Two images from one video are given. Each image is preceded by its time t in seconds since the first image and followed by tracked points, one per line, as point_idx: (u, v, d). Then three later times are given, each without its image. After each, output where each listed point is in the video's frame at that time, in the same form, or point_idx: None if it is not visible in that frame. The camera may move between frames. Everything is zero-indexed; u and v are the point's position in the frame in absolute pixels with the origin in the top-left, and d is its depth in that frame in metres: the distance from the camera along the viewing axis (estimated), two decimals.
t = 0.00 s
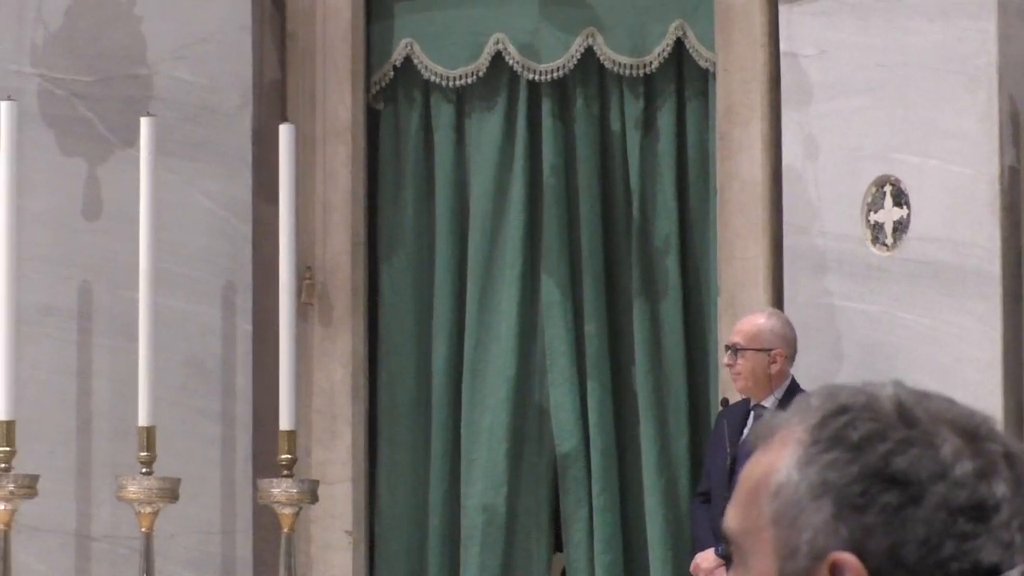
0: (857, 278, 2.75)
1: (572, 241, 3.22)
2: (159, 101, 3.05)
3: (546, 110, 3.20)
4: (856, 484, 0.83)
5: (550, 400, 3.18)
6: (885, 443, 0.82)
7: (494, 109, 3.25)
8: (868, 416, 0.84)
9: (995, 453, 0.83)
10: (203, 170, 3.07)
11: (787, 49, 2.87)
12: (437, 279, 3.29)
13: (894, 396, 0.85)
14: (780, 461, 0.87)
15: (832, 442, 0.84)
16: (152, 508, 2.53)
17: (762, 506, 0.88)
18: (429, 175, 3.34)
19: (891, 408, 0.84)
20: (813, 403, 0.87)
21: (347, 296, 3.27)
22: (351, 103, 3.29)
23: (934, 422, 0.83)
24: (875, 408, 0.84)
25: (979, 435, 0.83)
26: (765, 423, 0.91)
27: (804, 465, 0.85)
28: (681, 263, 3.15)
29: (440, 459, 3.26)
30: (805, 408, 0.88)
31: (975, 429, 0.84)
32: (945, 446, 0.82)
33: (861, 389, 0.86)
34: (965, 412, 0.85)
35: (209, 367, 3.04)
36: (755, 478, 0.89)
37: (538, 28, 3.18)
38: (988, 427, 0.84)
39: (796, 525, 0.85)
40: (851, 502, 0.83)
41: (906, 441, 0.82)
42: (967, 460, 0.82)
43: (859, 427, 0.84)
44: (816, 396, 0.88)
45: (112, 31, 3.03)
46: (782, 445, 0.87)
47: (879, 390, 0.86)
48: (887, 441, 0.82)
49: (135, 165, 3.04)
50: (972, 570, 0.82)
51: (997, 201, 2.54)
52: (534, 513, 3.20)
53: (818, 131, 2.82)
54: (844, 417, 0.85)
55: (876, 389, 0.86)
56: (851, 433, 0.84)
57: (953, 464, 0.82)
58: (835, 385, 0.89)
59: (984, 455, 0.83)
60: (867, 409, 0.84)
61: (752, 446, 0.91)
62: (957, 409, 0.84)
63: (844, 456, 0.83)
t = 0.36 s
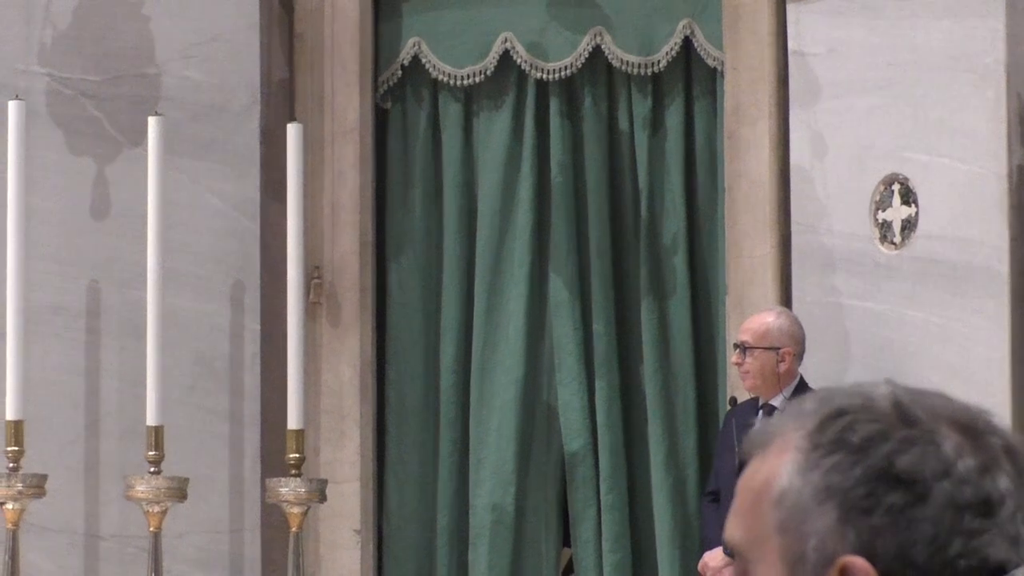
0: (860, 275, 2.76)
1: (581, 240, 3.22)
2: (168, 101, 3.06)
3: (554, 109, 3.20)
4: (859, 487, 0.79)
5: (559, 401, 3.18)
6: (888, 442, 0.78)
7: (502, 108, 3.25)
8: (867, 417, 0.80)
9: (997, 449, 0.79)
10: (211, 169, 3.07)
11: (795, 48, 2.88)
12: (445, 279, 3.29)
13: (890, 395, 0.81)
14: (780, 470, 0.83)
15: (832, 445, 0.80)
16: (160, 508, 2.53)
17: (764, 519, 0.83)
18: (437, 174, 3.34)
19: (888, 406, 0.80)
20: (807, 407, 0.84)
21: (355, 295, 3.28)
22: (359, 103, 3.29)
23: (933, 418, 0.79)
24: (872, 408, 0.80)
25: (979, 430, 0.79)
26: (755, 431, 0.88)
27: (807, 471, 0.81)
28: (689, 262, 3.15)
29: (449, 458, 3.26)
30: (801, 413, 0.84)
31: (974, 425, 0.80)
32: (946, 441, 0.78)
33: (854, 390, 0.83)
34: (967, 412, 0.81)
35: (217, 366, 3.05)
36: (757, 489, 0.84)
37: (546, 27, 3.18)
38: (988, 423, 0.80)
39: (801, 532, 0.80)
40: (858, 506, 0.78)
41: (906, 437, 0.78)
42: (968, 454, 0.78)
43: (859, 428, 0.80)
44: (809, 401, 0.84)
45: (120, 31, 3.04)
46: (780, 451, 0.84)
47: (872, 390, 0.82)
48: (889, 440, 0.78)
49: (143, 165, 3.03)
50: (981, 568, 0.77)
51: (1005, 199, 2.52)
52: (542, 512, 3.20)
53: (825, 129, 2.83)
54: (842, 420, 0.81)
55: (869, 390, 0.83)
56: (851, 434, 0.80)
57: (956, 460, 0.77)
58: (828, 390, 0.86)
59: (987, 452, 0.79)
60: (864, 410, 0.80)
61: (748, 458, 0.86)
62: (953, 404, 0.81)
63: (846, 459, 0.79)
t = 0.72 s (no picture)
0: (853, 271, 2.76)
1: (576, 237, 3.22)
2: (162, 97, 3.05)
3: (549, 105, 3.20)
4: (833, 500, 0.78)
5: (553, 397, 3.18)
6: (854, 453, 0.78)
7: (497, 104, 3.25)
8: (828, 427, 0.79)
9: (961, 445, 0.79)
10: (205, 165, 3.06)
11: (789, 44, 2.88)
12: (439, 276, 3.29)
13: (850, 403, 0.80)
14: (747, 490, 0.81)
15: (799, 461, 0.79)
16: (153, 504, 2.53)
17: (736, 542, 0.81)
18: (432, 171, 3.33)
19: (849, 414, 0.79)
20: (769, 423, 0.83)
21: (350, 291, 3.27)
22: (353, 99, 3.28)
23: (894, 421, 0.79)
24: (834, 418, 0.79)
25: (941, 426, 0.79)
26: (721, 442, 0.87)
27: (775, 490, 0.80)
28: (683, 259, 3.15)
29: (443, 455, 3.26)
30: (763, 428, 0.83)
31: (935, 423, 0.79)
32: (911, 444, 0.78)
33: (810, 399, 0.82)
34: (932, 408, 0.81)
35: (211, 363, 3.04)
36: (726, 503, 0.83)
37: (540, 23, 3.18)
38: (949, 419, 0.80)
39: (778, 553, 0.79)
40: (833, 520, 0.78)
41: (872, 445, 0.78)
42: (936, 453, 0.78)
43: (824, 440, 0.79)
44: (768, 416, 0.83)
45: (114, 27, 3.03)
46: (747, 469, 0.82)
47: (830, 398, 0.82)
48: (855, 450, 0.78)
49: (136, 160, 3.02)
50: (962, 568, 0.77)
51: (998, 196, 2.51)
52: (536, 509, 3.20)
53: (819, 126, 2.83)
54: (805, 435, 0.80)
55: (827, 398, 0.82)
56: (817, 448, 0.79)
57: (923, 461, 0.77)
58: (784, 401, 0.85)
59: (950, 448, 0.78)
60: (825, 421, 0.79)
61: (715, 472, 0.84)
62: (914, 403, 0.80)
63: (816, 473, 0.79)
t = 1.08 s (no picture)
0: (840, 276, 2.75)
1: (562, 242, 3.22)
2: (148, 102, 3.04)
3: (535, 109, 3.19)
4: (807, 531, 0.72)
5: (540, 402, 3.18)
6: (830, 483, 0.71)
7: (483, 109, 3.25)
8: (804, 453, 0.73)
9: (943, 477, 0.72)
10: (192, 170, 3.06)
11: (775, 49, 2.88)
12: (426, 280, 3.29)
13: (830, 428, 0.74)
14: (725, 512, 0.76)
15: (772, 488, 0.73)
16: (139, 510, 2.52)
17: (714, 562, 0.76)
18: (418, 176, 3.33)
19: (826, 439, 0.73)
20: (749, 444, 0.77)
21: (337, 296, 3.26)
22: (339, 104, 3.28)
23: (872, 450, 0.72)
24: (811, 444, 0.73)
25: (922, 455, 0.73)
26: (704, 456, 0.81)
27: (751, 516, 0.74)
28: (670, 263, 3.15)
29: (430, 460, 3.26)
30: (742, 448, 0.77)
31: (917, 451, 0.73)
32: (888, 474, 0.71)
33: (788, 420, 0.76)
34: (921, 435, 0.75)
35: (197, 368, 3.04)
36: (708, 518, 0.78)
37: (527, 28, 3.18)
38: (933, 448, 0.74)
39: None
40: (807, 552, 0.71)
41: (846, 474, 0.71)
42: (914, 484, 0.71)
43: (800, 467, 0.72)
44: (749, 435, 0.77)
45: (99, 32, 3.02)
46: (726, 490, 0.77)
47: (810, 420, 0.76)
48: (831, 480, 0.71)
49: (123, 165, 3.02)
50: None
51: (984, 201, 2.53)
52: (523, 514, 3.20)
53: (805, 130, 2.83)
54: (782, 460, 0.73)
55: (808, 420, 0.76)
56: (792, 476, 0.73)
57: (900, 492, 0.71)
58: (766, 421, 0.79)
59: (930, 478, 0.72)
60: (803, 447, 0.73)
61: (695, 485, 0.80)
62: (904, 429, 0.74)
63: (790, 503, 0.72)
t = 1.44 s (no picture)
0: (828, 280, 2.76)
1: (551, 246, 3.22)
2: (137, 106, 3.04)
3: (524, 113, 3.20)
4: (801, 538, 0.72)
5: (529, 406, 3.19)
6: (824, 490, 0.72)
7: (472, 113, 3.25)
8: (798, 459, 0.74)
9: (933, 483, 0.74)
10: (181, 174, 3.06)
11: (763, 53, 2.88)
12: (415, 284, 3.29)
13: (821, 433, 0.75)
14: (717, 518, 0.77)
15: (765, 495, 0.74)
16: (128, 514, 2.52)
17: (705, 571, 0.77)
18: (407, 179, 3.33)
19: (818, 446, 0.74)
20: (739, 450, 0.78)
21: (325, 300, 3.26)
22: (328, 107, 3.28)
23: (864, 457, 0.73)
24: (804, 452, 0.74)
25: (913, 461, 0.74)
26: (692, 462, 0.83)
27: (744, 524, 0.74)
28: (659, 267, 3.16)
29: (419, 464, 3.26)
30: (733, 455, 0.78)
31: (907, 457, 0.74)
32: (881, 481, 0.72)
33: (778, 424, 0.77)
34: (912, 439, 0.76)
35: (186, 372, 3.04)
36: (697, 529, 0.79)
37: (515, 32, 3.19)
38: (923, 453, 0.75)
39: None
40: (801, 559, 0.72)
41: (839, 481, 0.72)
42: (907, 492, 0.72)
43: (793, 475, 0.73)
44: (740, 440, 0.78)
45: (87, 36, 3.01)
46: (718, 498, 0.78)
47: (801, 425, 0.77)
48: (824, 488, 0.72)
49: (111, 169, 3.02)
50: None
51: (972, 204, 2.54)
52: (513, 518, 3.20)
53: (793, 134, 2.84)
54: (775, 467, 0.74)
55: (799, 425, 0.77)
56: (785, 483, 0.73)
57: (894, 499, 0.72)
58: (756, 426, 0.80)
59: (921, 484, 0.73)
60: (795, 455, 0.74)
61: (685, 500, 0.81)
62: (896, 434, 0.76)
63: (784, 510, 0.73)
